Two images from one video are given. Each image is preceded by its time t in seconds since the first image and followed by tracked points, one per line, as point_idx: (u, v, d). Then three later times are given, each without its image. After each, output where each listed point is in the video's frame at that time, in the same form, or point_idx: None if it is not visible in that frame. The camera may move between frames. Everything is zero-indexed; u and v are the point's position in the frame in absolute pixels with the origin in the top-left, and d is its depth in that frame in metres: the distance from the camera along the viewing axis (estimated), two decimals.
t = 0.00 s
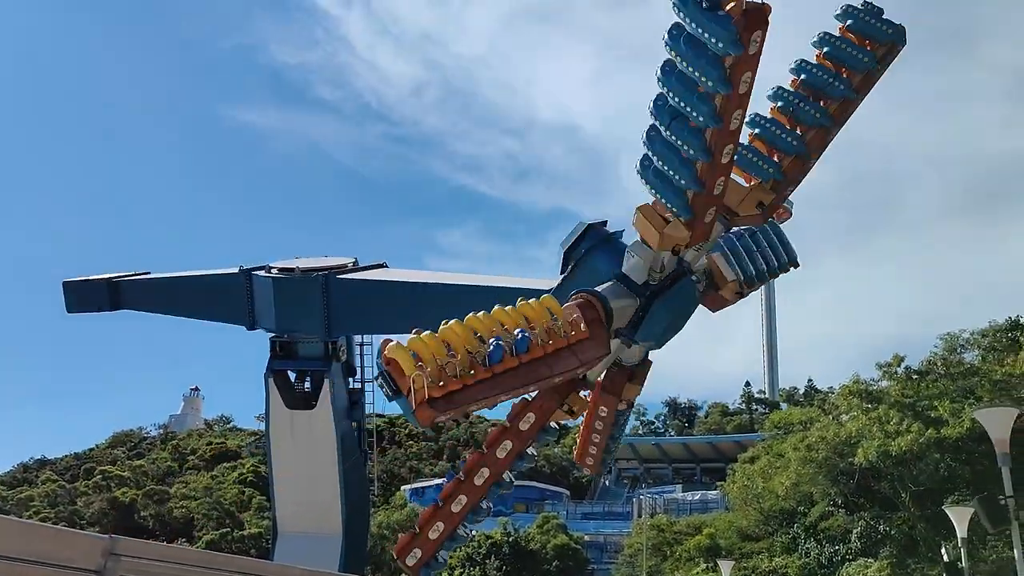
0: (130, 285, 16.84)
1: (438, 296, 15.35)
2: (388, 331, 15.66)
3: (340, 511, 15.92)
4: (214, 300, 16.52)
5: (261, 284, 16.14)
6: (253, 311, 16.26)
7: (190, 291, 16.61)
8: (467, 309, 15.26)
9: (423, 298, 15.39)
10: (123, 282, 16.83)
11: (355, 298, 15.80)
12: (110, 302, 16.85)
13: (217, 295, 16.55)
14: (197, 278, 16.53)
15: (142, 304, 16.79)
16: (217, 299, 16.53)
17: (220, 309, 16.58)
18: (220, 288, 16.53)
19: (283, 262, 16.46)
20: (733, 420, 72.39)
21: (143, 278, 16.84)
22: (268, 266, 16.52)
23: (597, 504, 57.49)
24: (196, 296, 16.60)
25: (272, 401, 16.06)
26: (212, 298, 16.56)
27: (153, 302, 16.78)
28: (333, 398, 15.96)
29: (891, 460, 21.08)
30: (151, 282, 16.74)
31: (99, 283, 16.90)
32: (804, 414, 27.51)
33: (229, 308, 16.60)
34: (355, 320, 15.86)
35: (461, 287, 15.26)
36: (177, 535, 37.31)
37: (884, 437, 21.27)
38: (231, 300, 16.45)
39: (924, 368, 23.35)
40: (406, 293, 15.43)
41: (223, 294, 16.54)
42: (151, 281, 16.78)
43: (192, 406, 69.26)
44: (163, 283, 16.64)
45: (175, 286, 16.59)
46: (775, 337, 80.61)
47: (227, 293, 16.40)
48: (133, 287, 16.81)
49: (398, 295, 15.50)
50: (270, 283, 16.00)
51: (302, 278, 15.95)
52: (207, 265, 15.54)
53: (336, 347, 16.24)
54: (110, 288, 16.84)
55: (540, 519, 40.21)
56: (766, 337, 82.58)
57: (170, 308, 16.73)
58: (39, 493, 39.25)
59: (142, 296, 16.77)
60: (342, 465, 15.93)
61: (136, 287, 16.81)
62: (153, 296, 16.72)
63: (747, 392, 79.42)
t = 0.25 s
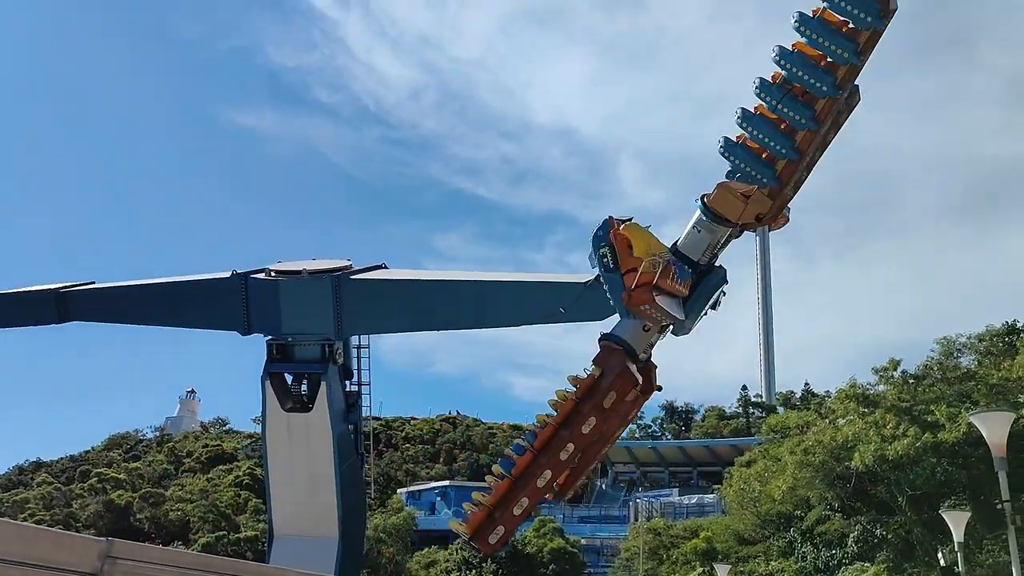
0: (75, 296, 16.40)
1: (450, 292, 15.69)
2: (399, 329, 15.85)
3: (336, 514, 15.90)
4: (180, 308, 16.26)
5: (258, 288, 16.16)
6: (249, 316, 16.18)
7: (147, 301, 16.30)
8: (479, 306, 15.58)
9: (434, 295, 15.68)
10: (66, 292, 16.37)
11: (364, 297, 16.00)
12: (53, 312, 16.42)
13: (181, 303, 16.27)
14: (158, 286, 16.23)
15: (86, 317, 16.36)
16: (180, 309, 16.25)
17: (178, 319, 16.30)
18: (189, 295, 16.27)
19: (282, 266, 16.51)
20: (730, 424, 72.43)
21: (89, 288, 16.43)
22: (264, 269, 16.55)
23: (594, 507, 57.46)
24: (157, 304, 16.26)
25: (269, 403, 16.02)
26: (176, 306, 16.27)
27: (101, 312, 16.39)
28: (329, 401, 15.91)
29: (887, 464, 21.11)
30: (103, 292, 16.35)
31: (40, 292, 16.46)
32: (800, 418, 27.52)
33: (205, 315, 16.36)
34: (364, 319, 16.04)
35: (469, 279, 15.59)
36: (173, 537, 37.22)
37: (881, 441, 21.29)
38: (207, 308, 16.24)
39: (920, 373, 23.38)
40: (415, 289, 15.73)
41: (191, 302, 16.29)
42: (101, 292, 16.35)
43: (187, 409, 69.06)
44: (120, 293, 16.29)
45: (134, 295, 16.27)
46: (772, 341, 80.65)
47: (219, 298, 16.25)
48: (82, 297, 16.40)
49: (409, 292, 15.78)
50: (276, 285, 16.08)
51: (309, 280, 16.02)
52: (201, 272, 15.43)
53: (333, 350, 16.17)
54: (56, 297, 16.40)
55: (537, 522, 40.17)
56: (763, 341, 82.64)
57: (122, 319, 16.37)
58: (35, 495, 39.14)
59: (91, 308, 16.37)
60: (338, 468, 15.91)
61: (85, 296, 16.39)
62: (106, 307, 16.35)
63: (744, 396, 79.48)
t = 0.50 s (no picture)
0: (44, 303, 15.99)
1: (454, 291, 15.84)
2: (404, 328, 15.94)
3: (335, 516, 15.89)
4: (163, 312, 15.94)
5: (255, 290, 16.02)
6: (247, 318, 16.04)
7: (124, 307, 15.93)
8: (482, 305, 15.73)
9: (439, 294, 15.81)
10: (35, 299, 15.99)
11: (370, 298, 16.03)
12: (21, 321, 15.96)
13: (161, 307, 15.94)
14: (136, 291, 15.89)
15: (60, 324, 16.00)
16: (159, 314, 15.93)
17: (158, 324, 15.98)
18: (171, 300, 15.94)
19: (282, 268, 16.45)
20: (728, 426, 72.41)
21: (58, 295, 16.01)
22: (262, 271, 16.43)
23: (592, 510, 57.37)
24: (136, 309, 15.93)
25: (267, 406, 16.01)
26: (156, 312, 15.96)
27: (75, 318, 16.01)
28: (328, 403, 15.92)
29: (886, 467, 21.09)
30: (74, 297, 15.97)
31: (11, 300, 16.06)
32: (798, 421, 27.53)
33: (190, 318, 16.08)
34: (367, 319, 16.08)
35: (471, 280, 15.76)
36: (171, 539, 37.17)
37: (879, 444, 21.28)
38: (195, 312, 15.99)
39: (918, 375, 23.41)
40: (419, 288, 15.84)
41: (172, 306, 15.97)
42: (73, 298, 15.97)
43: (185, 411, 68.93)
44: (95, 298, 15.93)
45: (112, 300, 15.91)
46: (771, 344, 80.68)
47: (212, 302, 15.99)
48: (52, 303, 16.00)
49: (413, 292, 15.88)
50: (281, 287, 16.02)
51: (315, 282, 16.02)
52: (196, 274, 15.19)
53: (332, 351, 16.24)
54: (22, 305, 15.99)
55: (535, 525, 40.16)
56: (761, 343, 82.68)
57: (98, 324, 16.00)
58: (33, 497, 39.10)
59: (64, 314, 16.00)
60: (337, 469, 15.91)
61: (57, 302, 16.00)
62: (81, 312, 16.00)
63: (742, 398, 79.50)
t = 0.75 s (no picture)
0: (37, 312, 15.98)
1: (461, 290, 15.87)
2: (406, 328, 15.95)
3: (334, 519, 15.89)
4: (160, 318, 15.92)
5: (257, 294, 15.96)
6: (249, 321, 15.99)
7: (120, 314, 15.90)
8: (485, 305, 15.79)
9: (441, 294, 15.87)
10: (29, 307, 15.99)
11: (378, 299, 16.01)
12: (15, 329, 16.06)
13: (158, 314, 15.92)
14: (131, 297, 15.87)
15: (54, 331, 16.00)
16: (154, 320, 15.91)
17: (154, 331, 15.97)
18: (168, 306, 15.90)
19: (285, 270, 16.33)
20: (727, 430, 72.39)
21: (59, 304, 15.95)
22: (266, 273, 16.31)
23: (591, 513, 57.31)
24: (131, 316, 15.92)
25: (266, 408, 15.99)
26: (153, 318, 15.95)
27: (68, 325, 15.99)
28: (327, 406, 15.90)
29: (885, 471, 21.07)
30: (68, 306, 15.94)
31: (2, 307, 16.05)
32: (798, 425, 27.52)
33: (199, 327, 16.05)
34: (376, 320, 16.05)
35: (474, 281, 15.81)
36: (170, 542, 37.13)
37: (879, 448, 21.26)
38: (194, 317, 15.95)
39: (918, 379, 23.42)
40: (421, 290, 15.90)
41: (168, 312, 15.94)
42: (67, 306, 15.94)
43: (184, 414, 68.90)
44: (90, 305, 15.89)
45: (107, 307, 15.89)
46: (770, 347, 80.68)
47: (213, 306, 15.94)
48: (45, 311, 15.96)
49: (418, 292, 15.92)
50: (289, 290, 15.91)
51: (324, 285, 15.98)
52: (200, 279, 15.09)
53: (331, 354, 16.27)
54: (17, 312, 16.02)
55: (534, 528, 40.13)
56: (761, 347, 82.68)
57: (92, 332, 15.97)
58: (31, 499, 39.05)
59: (58, 321, 15.98)
60: (336, 472, 15.91)
61: (51, 310, 15.98)
62: (76, 319, 15.96)
63: (742, 402, 79.47)
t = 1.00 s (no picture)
0: (30, 323, 15.75)
1: (468, 289, 15.95)
2: (410, 328, 16.06)
3: (335, 522, 15.87)
4: (162, 325, 15.85)
5: (264, 297, 15.98)
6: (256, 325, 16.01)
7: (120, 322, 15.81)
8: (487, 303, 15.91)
9: (446, 295, 15.96)
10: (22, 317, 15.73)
11: (385, 299, 16.05)
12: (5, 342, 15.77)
13: (160, 321, 15.87)
14: (136, 304, 15.80)
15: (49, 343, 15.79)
16: (154, 328, 15.82)
17: (153, 337, 15.90)
18: (172, 312, 15.86)
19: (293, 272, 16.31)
20: (730, 433, 72.31)
21: (67, 313, 15.77)
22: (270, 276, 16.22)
23: (594, 516, 57.24)
24: (131, 324, 15.82)
25: (268, 411, 15.97)
26: (154, 325, 15.87)
27: (63, 337, 15.81)
28: (329, 409, 15.87)
29: (888, 474, 21.00)
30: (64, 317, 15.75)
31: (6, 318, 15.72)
32: (801, 428, 27.47)
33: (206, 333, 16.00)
34: (384, 320, 16.06)
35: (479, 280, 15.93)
36: (172, 545, 37.13)
37: (882, 451, 21.21)
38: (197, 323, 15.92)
39: (920, 383, 23.39)
40: (427, 290, 15.98)
41: (174, 318, 15.89)
42: (64, 315, 15.77)
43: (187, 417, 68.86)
44: (91, 315, 15.75)
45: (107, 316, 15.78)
46: (773, 351, 80.62)
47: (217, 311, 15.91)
48: (40, 322, 15.74)
49: (424, 292, 16.01)
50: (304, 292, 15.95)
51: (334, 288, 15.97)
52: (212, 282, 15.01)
53: (333, 357, 16.23)
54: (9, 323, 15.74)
55: (537, 531, 40.09)
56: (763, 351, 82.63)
57: (91, 341, 15.80)
58: (34, 502, 39.04)
59: (53, 332, 15.78)
60: (337, 475, 15.88)
61: (47, 320, 15.76)
62: (73, 329, 15.80)
63: (744, 405, 79.40)
